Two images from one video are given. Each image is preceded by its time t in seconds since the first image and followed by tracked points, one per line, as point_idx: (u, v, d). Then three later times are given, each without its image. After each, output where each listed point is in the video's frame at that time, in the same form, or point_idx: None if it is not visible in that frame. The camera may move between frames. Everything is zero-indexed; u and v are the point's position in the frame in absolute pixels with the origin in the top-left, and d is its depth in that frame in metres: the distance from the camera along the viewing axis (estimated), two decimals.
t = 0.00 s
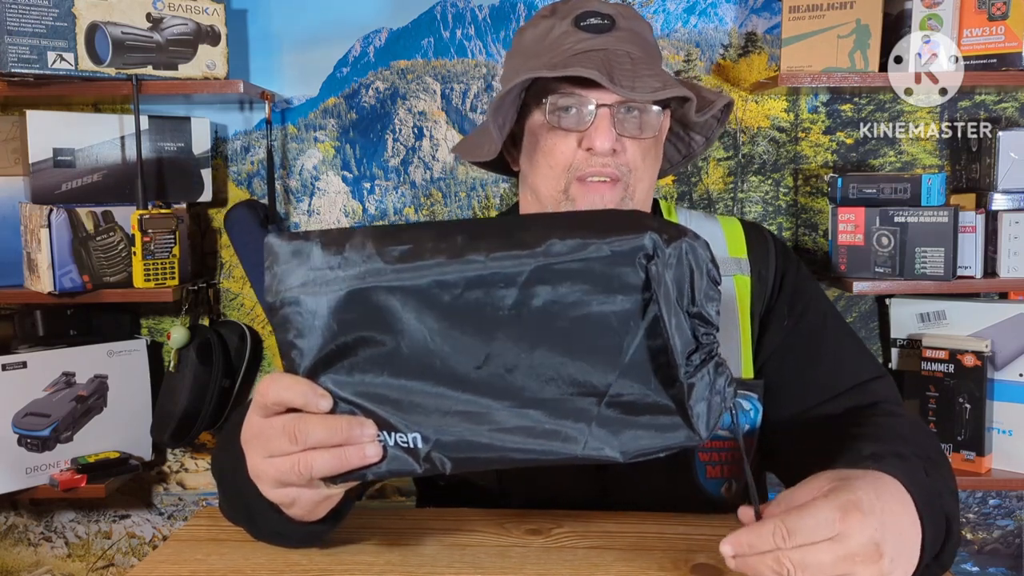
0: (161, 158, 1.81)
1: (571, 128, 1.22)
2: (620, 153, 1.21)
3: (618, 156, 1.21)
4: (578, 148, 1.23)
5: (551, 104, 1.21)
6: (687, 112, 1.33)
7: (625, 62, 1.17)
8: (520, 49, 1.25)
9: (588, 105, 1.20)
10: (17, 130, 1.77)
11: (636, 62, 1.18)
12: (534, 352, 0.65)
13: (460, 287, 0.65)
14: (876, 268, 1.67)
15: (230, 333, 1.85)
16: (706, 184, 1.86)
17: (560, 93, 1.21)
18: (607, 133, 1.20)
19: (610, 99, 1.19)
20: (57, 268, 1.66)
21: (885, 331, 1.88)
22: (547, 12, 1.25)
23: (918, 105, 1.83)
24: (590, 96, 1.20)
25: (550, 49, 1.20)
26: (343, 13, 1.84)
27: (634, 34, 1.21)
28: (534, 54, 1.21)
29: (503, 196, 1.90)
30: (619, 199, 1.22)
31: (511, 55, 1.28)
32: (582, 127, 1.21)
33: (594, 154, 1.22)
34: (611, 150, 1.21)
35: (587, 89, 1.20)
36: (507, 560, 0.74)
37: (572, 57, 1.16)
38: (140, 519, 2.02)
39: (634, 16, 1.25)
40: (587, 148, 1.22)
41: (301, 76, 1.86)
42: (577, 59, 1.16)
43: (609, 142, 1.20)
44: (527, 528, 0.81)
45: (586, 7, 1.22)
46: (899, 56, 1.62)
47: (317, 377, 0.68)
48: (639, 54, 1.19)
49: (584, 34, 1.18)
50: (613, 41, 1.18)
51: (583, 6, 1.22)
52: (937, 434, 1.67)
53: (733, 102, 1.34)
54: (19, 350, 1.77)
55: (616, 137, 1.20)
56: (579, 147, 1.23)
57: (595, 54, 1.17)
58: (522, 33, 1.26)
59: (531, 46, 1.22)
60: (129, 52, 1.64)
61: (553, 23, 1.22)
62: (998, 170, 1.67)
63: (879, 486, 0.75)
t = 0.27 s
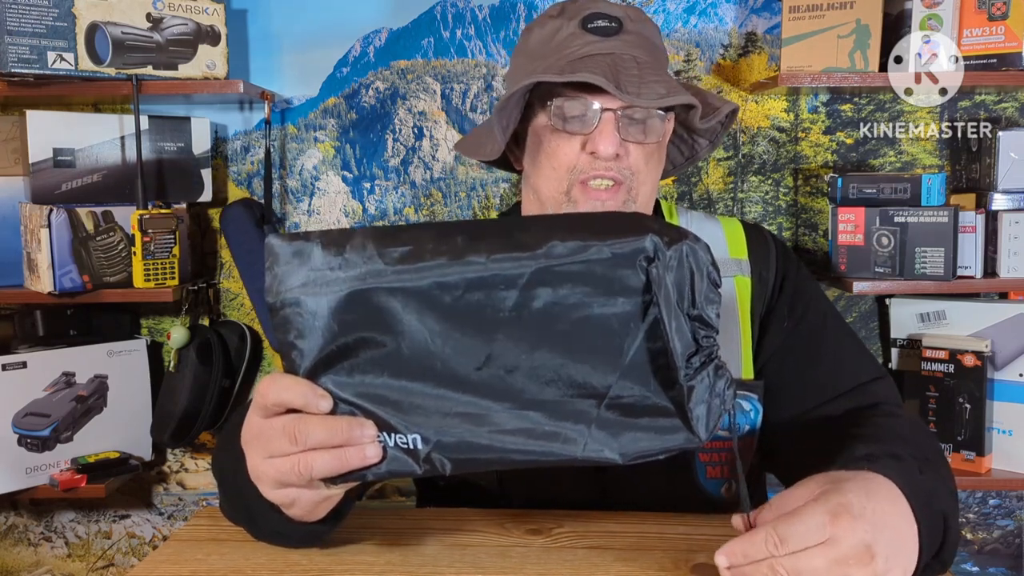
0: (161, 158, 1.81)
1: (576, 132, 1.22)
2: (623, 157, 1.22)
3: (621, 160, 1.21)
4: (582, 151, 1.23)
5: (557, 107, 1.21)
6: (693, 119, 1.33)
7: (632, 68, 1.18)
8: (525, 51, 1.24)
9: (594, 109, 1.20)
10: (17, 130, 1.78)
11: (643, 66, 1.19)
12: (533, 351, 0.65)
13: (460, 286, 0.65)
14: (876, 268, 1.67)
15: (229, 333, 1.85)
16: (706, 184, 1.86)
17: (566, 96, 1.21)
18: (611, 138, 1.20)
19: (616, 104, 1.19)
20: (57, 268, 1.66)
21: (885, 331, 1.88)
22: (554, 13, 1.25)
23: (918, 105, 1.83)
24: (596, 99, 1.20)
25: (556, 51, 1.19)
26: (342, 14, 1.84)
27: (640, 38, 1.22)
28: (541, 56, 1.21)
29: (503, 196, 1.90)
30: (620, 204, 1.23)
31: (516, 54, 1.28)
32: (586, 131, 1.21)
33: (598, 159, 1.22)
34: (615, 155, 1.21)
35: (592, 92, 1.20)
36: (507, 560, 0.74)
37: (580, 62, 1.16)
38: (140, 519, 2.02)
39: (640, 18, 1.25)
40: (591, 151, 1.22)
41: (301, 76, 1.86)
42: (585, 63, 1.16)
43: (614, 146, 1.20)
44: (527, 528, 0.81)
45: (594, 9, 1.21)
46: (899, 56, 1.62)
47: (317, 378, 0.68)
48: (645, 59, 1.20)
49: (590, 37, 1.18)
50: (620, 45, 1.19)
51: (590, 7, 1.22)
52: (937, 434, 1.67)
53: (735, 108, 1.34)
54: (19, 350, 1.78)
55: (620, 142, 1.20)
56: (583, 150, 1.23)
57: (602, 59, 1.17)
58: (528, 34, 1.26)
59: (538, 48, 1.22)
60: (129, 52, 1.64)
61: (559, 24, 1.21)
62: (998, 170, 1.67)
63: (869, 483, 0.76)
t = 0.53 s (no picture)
0: (161, 158, 1.81)
1: (590, 137, 1.22)
2: (635, 164, 1.21)
3: (632, 166, 1.21)
4: (595, 158, 1.23)
5: (573, 111, 1.21)
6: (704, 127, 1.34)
7: (647, 73, 1.18)
8: (537, 53, 1.24)
9: (608, 115, 1.20)
10: (17, 130, 1.78)
11: (657, 73, 1.19)
12: (531, 353, 0.65)
13: (459, 287, 0.65)
14: (876, 268, 1.67)
15: (229, 333, 1.85)
16: (706, 184, 1.86)
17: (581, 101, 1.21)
18: (624, 144, 1.20)
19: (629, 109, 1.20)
20: (57, 268, 1.66)
21: (884, 331, 1.88)
22: (565, 14, 1.24)
23: (918, 105, 1.83)
24: (610, 104, 1.20)
25: (569, 54, 1.20)
26: (342, 14, 1.84)
27: (652, 42, 1.22)
28: (554, 59, 1.21)
29: (503, 196, 1.89)
30: (630, 211, 1.23)
31: (524, 54, 1.27)
32: (600, 136, 1.21)
33: (611, 165, 1.22)
34: (626, 161, 1.21)
35: (606, 97, 1.20)
36: (506, 560, 0.74)
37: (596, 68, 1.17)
38: (139, 519, 2.02)
39: (651, 22, 1.25)
40: (604, 158, 1.22)
41: (301, 76, 1.86)
42: (602, 68, 1.17)
43: (626, 153, 1.20)
44: (526, 528, 0.81)
45: (606, 13, 1.22)
46: (899, 56, 1.62)
47: (319, 386, 0.68)
48: (659, 65, 1.21)
49: (605, 41, 1.19)
50: (634, 50, 1.19)
51: (603, 10, 1.22)
52: (936, 433, 1.67)
53: (736, 114, 1.34)
54: (19, 349, 1.78)
55: (632, 148, 1.20)
56: (596, 156, 1.23)
57: (618, 64, 1.18)
58: (539, 33, 1.24)
59: (551, 51, 1.22)
60: (129, 52, 1.64)
61: (572, 26, 1.21)
62: (998, 170, 1.67)
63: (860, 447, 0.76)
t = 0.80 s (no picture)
0: (161, 158, 1.81)
1: (601, 140, 1.22)
2: (643, 168, 1.22)
3: (641, 169, 1.21)
4: (603, 160, 1.23)
5: (585, 113, 1.21)
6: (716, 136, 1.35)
7: (662, 79, 1.17)
8: (550, 53, 1.23)
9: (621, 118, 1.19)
10: (17, 130, 1.78)
11: (671, 78, 1.19)
12: (530, 353, 0.65)
13: (458, 288, 0.65)
14: (876, 268, 1.67)
15: (229, 333, 1.85)
16: (706, 183, 1.86)
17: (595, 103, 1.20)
18: (635, 149, 1.20)
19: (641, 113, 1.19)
20: (57, 268, 1.66)
21: (885, 331, 1.88)
22: (579, 14, 1.23)
23: (918, 105, 1.83)
24: (623, 107, 1.19)
25: (583, 54, 1.19)
26: (342, 14, 1.84)
27: (667, 46, 1.21)
28: (568, 60, 1.20)
29: (503, 196, 1.89)
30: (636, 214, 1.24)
31: (536, 53, 1.27)
32: (611, 139, 1.21)
33: (619, 168, 1.22)
34: (636, 164, 1.21)
35: (620, 100, 1.19)
36: (505, 561, 0.74)
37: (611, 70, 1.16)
38: (139, 519, 2.02)
39: (665, 25, 1.24)
40: (613, 160, 1.22)
41: (301, 76, 1.86)
42: (617, 71, 1.16)
43: (636, 156, 1.20)
44: (526, 528, 0.81)
45: (622, 14, 1.21)
46: (899, 56, 1.62)
47: (335, 394, 0.68)
48: (673, 69, 1.20)
49: (620, 44, 1.18)
50: (649, 54, 1.18)
51: (618, 12, 1.21)
52: (936, 434, 1.67)
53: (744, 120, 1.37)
54: (19, 349, 1.78)
55: (642, 152, 1.20)
56: (605, 158, 1.23)
57: (633, 67, 1.17)
58: (551, 32, 1.24)
59: (565, 51, 1.21)
60: (129, 52, 1.64)
61: (587, 27, 1.20)
62: (998, 170, 1.67)
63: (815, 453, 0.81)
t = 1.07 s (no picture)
0: (162, 158, 1.81)
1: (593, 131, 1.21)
2: (638, 158, 1.21)
3: (637, 160, 1.21)
4: (598, 151, 1.22)
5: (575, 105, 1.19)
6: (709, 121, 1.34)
7: (650, 67, 1.17)
8: (540, 49, 1.24)
9: (612, 109, 1.19)
10: (17, 130, 1.78)
11: (660, 67, 1.19)
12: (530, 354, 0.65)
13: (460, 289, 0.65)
14: (876, 268, 1.67)
15: (229, 333, 1.85)
16: (706, 184, 1.86)
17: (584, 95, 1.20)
18: (629, 139, 1.20)
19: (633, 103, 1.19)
20: (57, 268, 1.66)
21: (885, 331, 1.88)
22: (568, 12, 1.25)
23: (918, 105, 1.83)
24: (613, 99, 1.20)
25: (572, 50, 1.19)
26: (342, 14, 1.84)
27: (655, 39, 1.22)
28: (557, 54, 1.21)
29: (503, 196, 1.89)
30: (635, 205, 1.23)
31: (527, 52, 1.27)
32: (604, 131, 1.20)
33: (614, 159, 1.21)
34: (631, 155, 1.20)
35: (610, 91, 1.20)
36: (506, 561, 0.74)
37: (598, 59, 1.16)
38: (139, 519, 2.02)
39: (654, 19, 1.25)
40: (608, 152, 1.21)
41: (301, 76, 1.86)
42: (605, 61, 1.16)
43: (630, 146, 1.20)
44: (526, 528, 0.81)
45: (609, 9, 1.22)
46: (899, 56, 1.62)
47: (351, 399, 0.69)
48: (662, 60, 1.20)
49: (607, 36, 1.18)
50: (637, 45, 1.19)
51: (606, 8, 1.22)
52: (936, 434, 1.67)
53: (743, 112, 1.37)
54: (19, 349, 1.78)
55: (636, 142, 1.20)
56: (599, 150, 1.22)
57: (621, 57, 1.17)
58: (542, 31, 1.25)
59: (554, 47, 1.22)
60: (129, 51, 1.64)
61: (575, 23, 1.22)
62: (998, 170, 1.67)
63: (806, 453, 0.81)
